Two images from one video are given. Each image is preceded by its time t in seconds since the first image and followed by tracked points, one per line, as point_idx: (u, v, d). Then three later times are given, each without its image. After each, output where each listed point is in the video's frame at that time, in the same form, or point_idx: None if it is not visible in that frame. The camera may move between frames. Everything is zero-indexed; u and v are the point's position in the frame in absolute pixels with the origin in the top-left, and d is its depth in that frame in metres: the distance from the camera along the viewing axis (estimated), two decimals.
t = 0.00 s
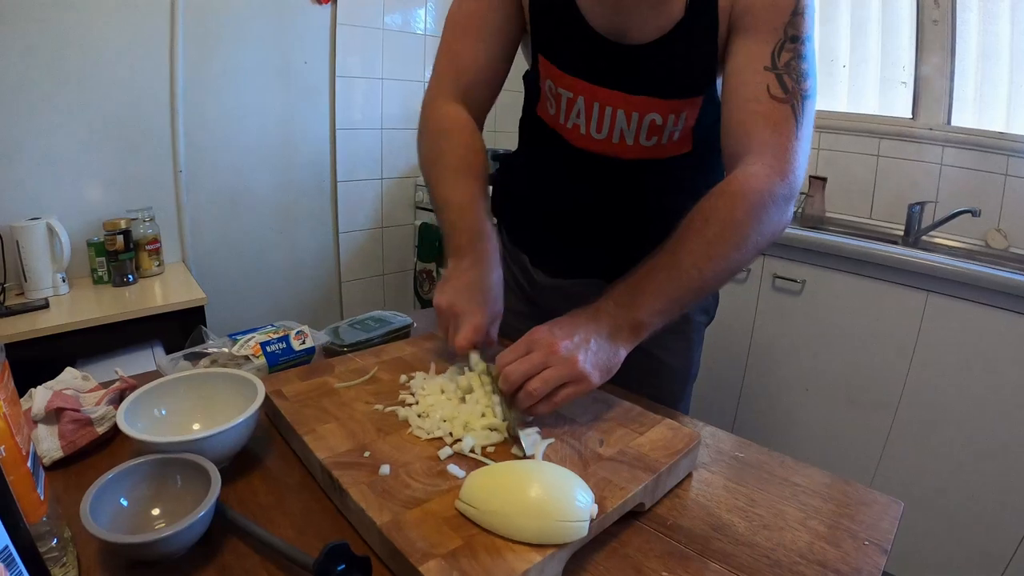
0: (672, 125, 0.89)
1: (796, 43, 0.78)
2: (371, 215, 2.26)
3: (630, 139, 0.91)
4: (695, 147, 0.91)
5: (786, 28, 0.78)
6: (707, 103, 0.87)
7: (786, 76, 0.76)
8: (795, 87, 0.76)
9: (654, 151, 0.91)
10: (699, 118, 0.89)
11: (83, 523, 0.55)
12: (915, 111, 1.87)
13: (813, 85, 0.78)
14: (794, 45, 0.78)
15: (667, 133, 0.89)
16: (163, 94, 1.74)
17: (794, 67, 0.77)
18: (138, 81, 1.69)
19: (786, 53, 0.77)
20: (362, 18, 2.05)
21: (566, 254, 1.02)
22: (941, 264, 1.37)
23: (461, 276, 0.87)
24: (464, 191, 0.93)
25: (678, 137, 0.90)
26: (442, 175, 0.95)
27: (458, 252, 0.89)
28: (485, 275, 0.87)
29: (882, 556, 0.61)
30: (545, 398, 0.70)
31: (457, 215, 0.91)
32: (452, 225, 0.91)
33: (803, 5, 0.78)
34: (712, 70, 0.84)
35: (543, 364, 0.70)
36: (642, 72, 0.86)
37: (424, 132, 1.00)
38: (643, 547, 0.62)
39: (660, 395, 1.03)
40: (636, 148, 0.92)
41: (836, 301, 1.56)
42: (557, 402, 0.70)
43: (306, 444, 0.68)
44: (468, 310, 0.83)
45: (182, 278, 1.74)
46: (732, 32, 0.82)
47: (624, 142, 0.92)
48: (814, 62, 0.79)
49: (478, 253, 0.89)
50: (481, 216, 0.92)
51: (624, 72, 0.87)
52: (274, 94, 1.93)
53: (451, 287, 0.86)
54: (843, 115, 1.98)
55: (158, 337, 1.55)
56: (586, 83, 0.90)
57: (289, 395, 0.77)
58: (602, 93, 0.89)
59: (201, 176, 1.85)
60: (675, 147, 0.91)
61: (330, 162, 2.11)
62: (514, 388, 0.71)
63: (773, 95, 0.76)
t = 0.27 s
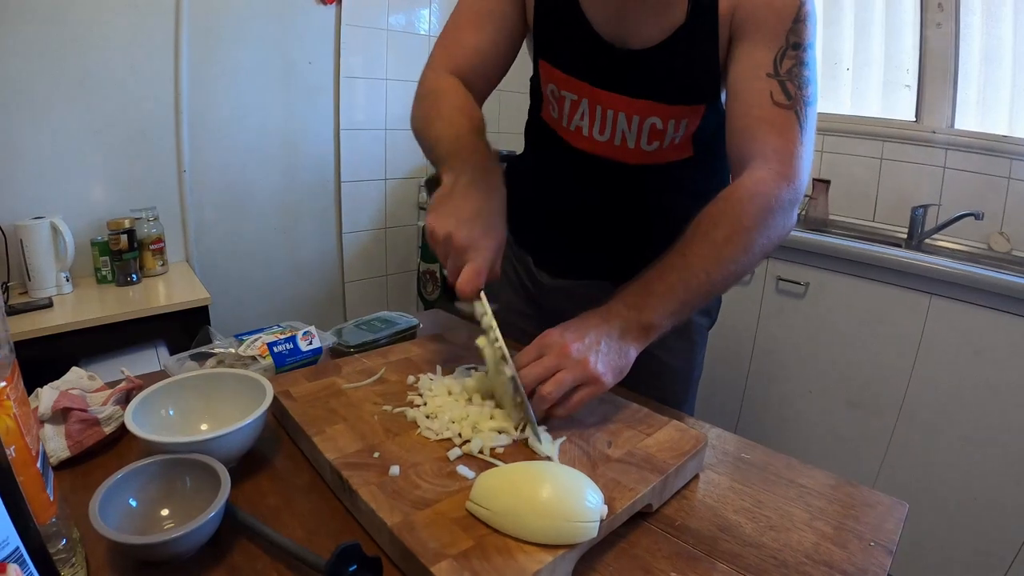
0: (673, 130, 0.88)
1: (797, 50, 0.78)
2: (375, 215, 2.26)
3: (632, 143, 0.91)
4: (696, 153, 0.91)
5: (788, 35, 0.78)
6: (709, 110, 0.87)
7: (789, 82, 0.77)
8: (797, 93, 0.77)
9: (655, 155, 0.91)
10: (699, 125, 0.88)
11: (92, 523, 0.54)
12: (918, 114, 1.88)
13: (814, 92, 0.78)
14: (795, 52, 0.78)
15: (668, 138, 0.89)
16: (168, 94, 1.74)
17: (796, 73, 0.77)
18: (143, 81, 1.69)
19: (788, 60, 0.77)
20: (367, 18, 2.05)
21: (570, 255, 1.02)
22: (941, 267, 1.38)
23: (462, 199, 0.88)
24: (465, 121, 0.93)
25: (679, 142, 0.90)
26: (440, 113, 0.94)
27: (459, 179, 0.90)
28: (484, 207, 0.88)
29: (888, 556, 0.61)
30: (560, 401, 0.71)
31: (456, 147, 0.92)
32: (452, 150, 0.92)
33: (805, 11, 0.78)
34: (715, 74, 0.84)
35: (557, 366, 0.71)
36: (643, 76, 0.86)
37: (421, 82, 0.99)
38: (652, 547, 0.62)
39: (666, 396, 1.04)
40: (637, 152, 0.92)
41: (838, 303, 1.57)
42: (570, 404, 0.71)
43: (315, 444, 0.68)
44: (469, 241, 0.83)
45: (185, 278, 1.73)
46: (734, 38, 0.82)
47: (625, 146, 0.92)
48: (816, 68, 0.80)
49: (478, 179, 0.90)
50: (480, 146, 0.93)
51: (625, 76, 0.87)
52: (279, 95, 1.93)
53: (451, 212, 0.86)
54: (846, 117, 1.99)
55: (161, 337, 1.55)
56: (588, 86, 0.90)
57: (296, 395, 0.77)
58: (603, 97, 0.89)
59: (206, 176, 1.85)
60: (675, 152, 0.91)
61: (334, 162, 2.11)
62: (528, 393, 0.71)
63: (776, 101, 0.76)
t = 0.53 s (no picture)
0: (680, 133, 0.89)
1: (802, 52, 0.78)
2: (376, 216, 2.26)
3: (639, 149, 0.91)
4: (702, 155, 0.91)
5: (793, 37, 0.78)
6: (716, 113, 0.87)
7: (793, 84, 0.77)
8: (800, 95, 0.77)
9: (662, 159, 0.92)
10: (705, 127, 0.88)
11: (98, 526, 0.54)
12: (920, 115, 1.88)
13: (817, 93, 0.79)
14: (800, 54, 0.78)
15: (675, 141, 0.90)
16: (169, 95, 1.73)
17: (800, 75, 0.77)
18: (145, 82, 1.69)
19: (793, 61, 0.78)
20: (368, 19, 2.04)
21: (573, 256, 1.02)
22: (941, 268, 1.39)
23: (474, 278, 0.87)
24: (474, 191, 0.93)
25: (686, 144, 0.90)
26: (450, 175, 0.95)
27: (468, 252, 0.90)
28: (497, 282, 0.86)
29: (891, 559, 0.61)
30: (567, 401, 0.71)
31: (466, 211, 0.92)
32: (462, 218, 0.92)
33: (811, 14, 0.78)
34: (721, 79, 0.84)
35: (563, 367, 0.70)
36: (651, 84, 0.86)
37: (432, 140, 1.00)
38: (656, 550, 0.62)
39: (669, 399, 1.04)
40: (644, 157, 0.92)
41: (840, 304, 1.57)
42: (577, 403, 0.71)
43: (320, 447, 0.68)
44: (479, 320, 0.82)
45: (187, 278, 1.73)
46: (741, 39, 0.82)
47: (633, 152, 0.92)
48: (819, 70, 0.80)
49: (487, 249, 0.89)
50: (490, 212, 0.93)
51: (634, 87, 0.87)
52: (281, 96, 1.93)
53: (464, 296, 0.85)
54: (847, 119, 1.99)
55: (164, 338, 1.55)
56: (596, 98, 0.90)
57: (301, 398, 0.77)
58: (612, 110, 0.89)
59: (207, 177, 1.84)
60: (682, 154, 0.91)
61: (336, 163, 2.11)
62: (534, 393, 0.71)
63: (781, 102, 0.76)
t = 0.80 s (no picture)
0: (678, 133, 0.90)
1: (801, 58, 0.79)
2: (377, 217, 2.27)
3: (637, 146, 0.92)
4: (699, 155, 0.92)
5: (792, 43, 0.79)
6: (714, 115, 0.89)
7: (792, 90, 0.78)
8: (799, 101, 0.78)
9: (659, 158, 0.92)
10: (704, 129, 0.90)
11: (105, 524, 0.55)
12: (919, 117, 1.90)
13: (815, 99, 0.80)
14: (799, 60, 0.79)
15: (673, 141, 0.91)
16: (170, 95, 1.74)
17: (799, 80, 0.78)
18: (147, 84, 1.69)
19: (791, 67, 0.79)
20: (369, 20, 2.05)
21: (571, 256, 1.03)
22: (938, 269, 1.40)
23: (485, 265, 0.88)
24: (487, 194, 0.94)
25: (684, 145, 0.91)
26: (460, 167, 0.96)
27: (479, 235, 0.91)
28: (507, 271, 0.87)
29: (886, 556, 0.63)
30: (569, 398, 0.73)
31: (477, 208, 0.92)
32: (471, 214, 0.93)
33: (809, 21, 0.79)
34: (722, 79, 0.86)
35: (568, 366, 0.72)
36: (652, 80, 0.87)
37: (437, 132, 1.00)
38: (655, 547, 0.63)
39: (669, 399, 1.05)
40: (642, 155, 0.93)
41: (837, 304, 1.59)
42: (579, 401, 0.73)
43: (324, 446, 0.69)
44: (492, 302, 0.83)
45: (188, 279, 1.74)
46: (740, 44, 0.83)
47: (631, 148, 0.93)
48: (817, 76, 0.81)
49: (501, 240, 0.90)
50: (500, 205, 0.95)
51: (634, 81, 0.88)
52: (282, 98, 1.94)
53: (475, 279, 0.86)
54: (845, 120, 2.00)
55: (165, 338, 1.55)
56: (596, 90, 0.91)
57: (304, 398, 0.78)
58: (612, 100, 0.90)
59: (208, 177, 1.85)
60: (679, 155, 0.92)
61: (337, 164, 2.11)
62: (538, 390, 0.73)
63: (779, 107, 0.77)
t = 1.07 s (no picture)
0: (678, 136, 0.90)
1: (800, 62, 0.80)
2: (378, 215, 2.27)
3: (638, 148, 0.92)
4: (699, 157, 0.93)
5: (791, 47, 0.80)
6: (712, 118, 0.89)
7: (792, 93, 0.78)
8: (800, 104, 0.79)
9: (660, 160, 0.93)
10: (704, 131, 0.90)
11: (111, 520, 0.55)
12: (919, 117, 1.90)
13: (815, 103, 0.81)
14: (799, 64, 0.80)
15: (673, 143, 0.91)
16: (172, 94, 1.74)
17: (799, 84, 0.79)
18: (149, 83, 1.70)
19: (791, 71, 0.79)
20: (371, 19, 2.05)
21: (574, 256, 1.04)
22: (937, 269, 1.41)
23: (487, 214, 0.89)
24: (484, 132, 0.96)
25: (684, 146, 0.91)
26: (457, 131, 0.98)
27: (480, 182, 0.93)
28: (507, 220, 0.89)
29: (888, 552, 0.63)
30: (575, 393, 0.72)
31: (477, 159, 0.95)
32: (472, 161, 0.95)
33: (807, 26, 0.80)
34: (720, 82, 0.86)
35: (574, 360, 0.73)
36: (651, 86, 0.87)
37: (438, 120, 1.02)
38: (659, 543, 0.63)
39: (671, 397, 1.05)
40: (644, 157, 0.93)
41: (838, 303, 1.59)
42: (585, 396, 0.72)
43: (329, 443, 0.69)
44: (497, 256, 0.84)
45: (189, 277, 1.74)
46: (740, 48, 0.83)
47: (632, 151, 0.93)
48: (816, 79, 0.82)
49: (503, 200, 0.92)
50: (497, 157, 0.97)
51: (634, 88, 0.88)
52: (284, 97, 1.94)
53: (478, 229, 0.87)
54: (845, 120, 2.01)
55: (167, 336, 1.55)
56: (595, 96, 0.91)
57: (309, 395, 0.79)
58: (611, 105, 0.90)
59: (210, 176, 1.85)
60: (679, 157, 0.92)
61: (338, 163, 2.11)
62: (545, 384, 0.73)
63: (780, 111, 0.78)
